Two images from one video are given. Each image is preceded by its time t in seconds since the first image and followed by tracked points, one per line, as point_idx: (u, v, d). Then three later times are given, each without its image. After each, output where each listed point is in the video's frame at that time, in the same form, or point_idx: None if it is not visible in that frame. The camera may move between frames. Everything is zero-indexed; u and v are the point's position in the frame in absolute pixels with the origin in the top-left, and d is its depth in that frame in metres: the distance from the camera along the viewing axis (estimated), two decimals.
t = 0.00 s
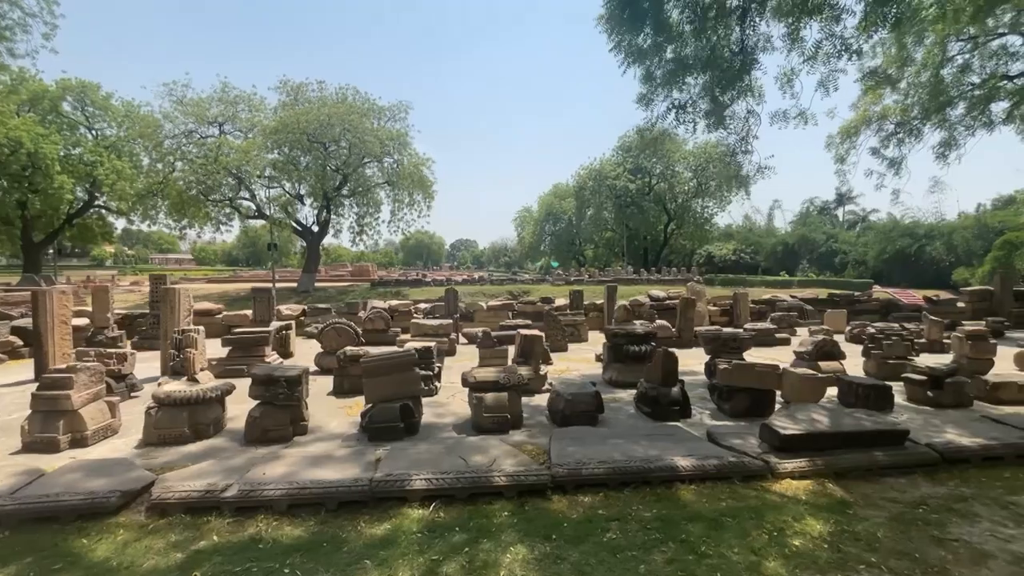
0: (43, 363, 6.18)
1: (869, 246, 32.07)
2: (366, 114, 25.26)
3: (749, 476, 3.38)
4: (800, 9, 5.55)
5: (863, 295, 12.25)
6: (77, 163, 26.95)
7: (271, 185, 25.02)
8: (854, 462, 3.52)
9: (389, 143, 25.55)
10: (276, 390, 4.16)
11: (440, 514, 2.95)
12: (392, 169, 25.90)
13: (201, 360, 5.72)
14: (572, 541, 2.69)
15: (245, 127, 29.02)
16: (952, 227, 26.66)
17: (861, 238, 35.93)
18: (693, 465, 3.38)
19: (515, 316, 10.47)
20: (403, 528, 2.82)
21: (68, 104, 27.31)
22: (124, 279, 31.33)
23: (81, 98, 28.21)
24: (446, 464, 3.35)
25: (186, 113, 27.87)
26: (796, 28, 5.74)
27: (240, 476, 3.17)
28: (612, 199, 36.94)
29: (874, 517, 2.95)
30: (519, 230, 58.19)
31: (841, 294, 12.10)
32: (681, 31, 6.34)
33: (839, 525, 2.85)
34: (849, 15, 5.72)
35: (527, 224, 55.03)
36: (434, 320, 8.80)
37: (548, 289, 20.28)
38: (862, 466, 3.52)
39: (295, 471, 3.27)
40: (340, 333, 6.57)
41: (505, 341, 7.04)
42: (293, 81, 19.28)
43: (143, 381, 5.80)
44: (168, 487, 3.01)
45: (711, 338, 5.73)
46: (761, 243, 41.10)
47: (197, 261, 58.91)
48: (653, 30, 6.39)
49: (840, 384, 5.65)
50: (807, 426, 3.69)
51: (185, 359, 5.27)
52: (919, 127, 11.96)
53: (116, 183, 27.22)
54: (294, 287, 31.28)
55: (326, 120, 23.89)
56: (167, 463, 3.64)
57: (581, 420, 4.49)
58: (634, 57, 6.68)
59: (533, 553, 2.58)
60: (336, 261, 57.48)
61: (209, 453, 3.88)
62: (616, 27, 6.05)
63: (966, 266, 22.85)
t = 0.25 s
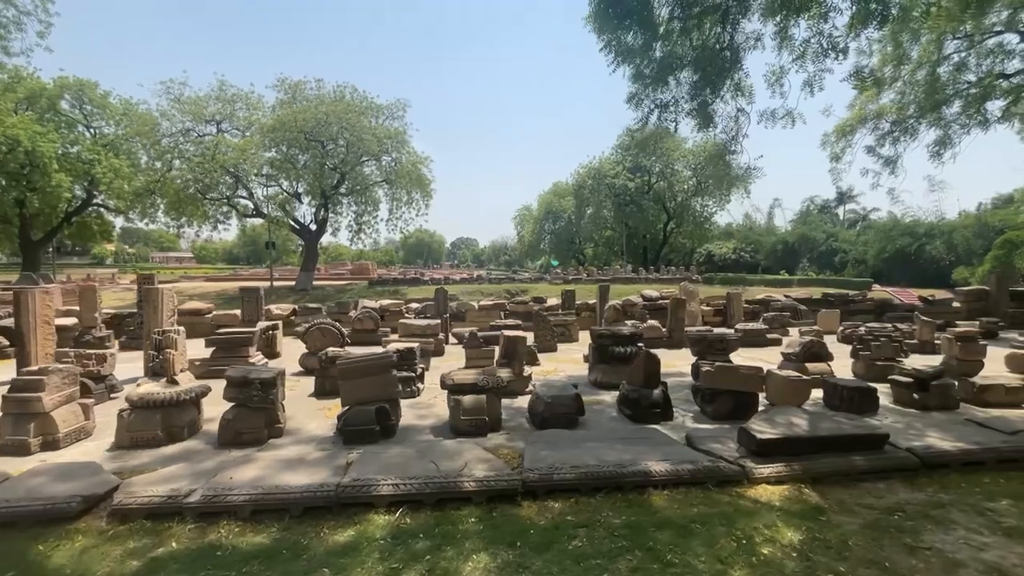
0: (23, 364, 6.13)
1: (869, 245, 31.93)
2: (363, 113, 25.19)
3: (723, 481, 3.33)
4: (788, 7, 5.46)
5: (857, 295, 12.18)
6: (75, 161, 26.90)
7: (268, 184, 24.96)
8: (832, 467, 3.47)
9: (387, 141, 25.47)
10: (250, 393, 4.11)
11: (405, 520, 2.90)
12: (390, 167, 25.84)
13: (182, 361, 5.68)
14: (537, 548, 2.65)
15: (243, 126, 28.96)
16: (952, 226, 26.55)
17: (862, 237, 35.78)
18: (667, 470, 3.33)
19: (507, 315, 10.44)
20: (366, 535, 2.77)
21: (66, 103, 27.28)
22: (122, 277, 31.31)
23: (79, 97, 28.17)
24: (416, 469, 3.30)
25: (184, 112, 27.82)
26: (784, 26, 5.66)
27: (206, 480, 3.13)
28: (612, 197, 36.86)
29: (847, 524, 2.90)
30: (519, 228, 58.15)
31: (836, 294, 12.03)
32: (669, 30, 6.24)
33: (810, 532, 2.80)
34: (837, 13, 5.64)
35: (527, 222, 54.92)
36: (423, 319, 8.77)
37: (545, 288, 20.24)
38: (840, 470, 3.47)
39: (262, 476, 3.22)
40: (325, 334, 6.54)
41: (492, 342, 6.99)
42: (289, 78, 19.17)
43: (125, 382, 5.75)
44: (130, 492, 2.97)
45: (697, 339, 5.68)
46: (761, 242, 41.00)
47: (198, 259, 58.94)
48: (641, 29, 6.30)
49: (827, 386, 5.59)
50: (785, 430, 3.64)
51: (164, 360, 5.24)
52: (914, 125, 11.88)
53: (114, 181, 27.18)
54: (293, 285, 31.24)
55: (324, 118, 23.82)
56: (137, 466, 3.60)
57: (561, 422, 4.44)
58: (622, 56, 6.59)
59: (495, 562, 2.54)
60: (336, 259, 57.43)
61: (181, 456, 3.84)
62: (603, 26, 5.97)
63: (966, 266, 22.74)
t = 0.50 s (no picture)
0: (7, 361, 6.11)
1: (869, 244, 31.83)
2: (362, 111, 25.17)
3: (694, 478, 3.31)
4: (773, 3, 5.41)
5: (851, 293, 12.15)
6: (74, 159, 26.92)
7: (266, 182, 24.94)
8: (806, 464, 3.44)
9: (385, 139, 25.42)
10: (226, 389, 4.09)
11: (370, 516, 2.89)
12: (389, 165, 25.80)
13: (164, 357, 5.67)
14: (498, 545, 2.63)
15: (241, 124, 28.94)
16: (952, 225, 26.46)
17: (862, 235, 35.63)
18: (639, 467, 3.31)
19: (498, 312, 10.44)
20: (328, 531, 2.75)
21: (65, 101, 27.29)
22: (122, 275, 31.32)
23: (78, 95, 28.18)
24: (384, 465, 3.29)
25: (181, 110, 27.81)
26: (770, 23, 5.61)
27: (171, 477, 3.12)
28: (611, 196, 36.80)
29: (815, 522, 2.88)
30: (519, 227, 58.13)
31: (830, 292, 11.99)
32: (656, 26, 6.19)
33: (777, 530, 2.78)
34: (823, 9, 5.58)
35: (527, 221, 54.86)
36: (412, 317, 8.80)
37: (542, 286, 20.20)
38: (814, 468, 3.44)
39: (230, 472, 3.21)
40: (309, 331, 6.58)
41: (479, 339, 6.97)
42: (286, 76, 19.13)
43: (107, 380, 5.74)
44: (95, 488, 2.97)
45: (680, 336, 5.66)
46: (761, 241, 40.87)
47: (199, 257, 59.03)
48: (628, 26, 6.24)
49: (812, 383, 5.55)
50: (758, 428, 3.62)
51: (145, 356, 5.23)
52: (908, 123, 11.85)
53: (113, 179, 27.18)
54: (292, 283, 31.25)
55: (322, 116, 23.79)
56: (108, 463, 3.59)
57: (539, 419, 4.43)
58: (610, 53, 6.54)
59: (455, 558, 2.52)
60: (337, 258, 57.48)
61: (155, 452, 3.83)
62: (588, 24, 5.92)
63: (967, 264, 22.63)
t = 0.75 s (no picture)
0: None
1: (870, 242, 31.73)
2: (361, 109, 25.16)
3: (664, 478, 3.31)
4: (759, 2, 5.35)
5: (845, 292, 12.13)
6: (74, 157, 26.96)
7: (265, 180, 24.95)
8: (778, 464, 3.44)
9: (384, 137, 25.41)
10: (203, 387, 4.10)
11: (335, 514, 2.90)
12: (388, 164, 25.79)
13: (149, 355, 5.68)
14: (460, 544, 2.64)
15: (240, 122, 28.95)
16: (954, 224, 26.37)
17: (864, 234, 35.49)
18: (609, 466, 3.31)
19: (491, 311, 10.45)
20: (292, 529, 2.76)
21: (65, 99, 27.33)
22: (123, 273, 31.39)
23: (78, 93, 28.22)
24: (354, 464, 3.29)
25: (181, 108, 27.82)
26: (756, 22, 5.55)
27: (141, 476, 3.13)
28: (611, 194, 36.74)
29: (780, 522, 2.88)
30: (519, 225, 58.04)
31: (824, 291, 11.97)
32: (642, 25, 6.11)
33: (741, 530, 2.77)
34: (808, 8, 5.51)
35: (528, 219, 54.80)
36: (402, 315, 8.81)
37: (540, 284, 20.20)
38: (786, 467, 3.44)
39: (200, 471, 3.22)
40: (295, 329, 6.59)
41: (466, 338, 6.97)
42: (284, 75, 19.10)
43: (92, 378, 5.76)
44: (63, 486, 2.98)
45: (664, 335, 5.66)
46: (762, 239, 40.73)
47: (201, 255, 59.14)
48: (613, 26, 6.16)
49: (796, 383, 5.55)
50: (732, 427, 3.62)
51: (128, 354, 5.25)
52: (903, 121, 11.81)
53: (113, 177, 27.21)
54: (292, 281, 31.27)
55: (320, 115, 23.79)
56: (83, 460, 3.61)
57: (517, 418, 4.43)
58: (597, 52, 6.46)
59: (415, 557, 2.53)
60: (338, 256, 57.54)
61: (131, 449, 3.85)
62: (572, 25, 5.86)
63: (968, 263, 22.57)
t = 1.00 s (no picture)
0: None
1: (873, 241, 31.52)
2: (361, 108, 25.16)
3: (640, 478, 3.29)
4: None
5: (843, 291, 12.07)
6: (76, 156, 27.05)
7: (266, 179, 24.97)
8: (755, 464, 3.42)
9: (384, 135, 25.38)
10: (183, 385, 4.10)
11: (305, 513, 2.89)
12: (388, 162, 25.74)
13: (135, 353, 5.68)
14: (427, 544, 2.62)
15: (240, 120, 28.98)
16: (957, 222, 26.21)
17: (867, 233, 35.29)
18: (584, 466, 3.30)
19: (485, 309, 10.45)
20: (261, 528, 2.76)
21: (67, 97, 27.44)
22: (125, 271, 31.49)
23: (80, 91, 28.31)
24: (328, 463, 3.29)
25: (181, 107, 27.86)
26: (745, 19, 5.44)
27: (114, 475, 3.13)
28: (612, 192, 36.67)
29: (752, 523, 2.85)
30: (521, 224, 58.01)
31: (820, 290, 11.90)
32: (631, 23, 6.03)
33: (711, 530, 2.75)
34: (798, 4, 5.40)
35: (529, 218, 54.68)
36: (394, 314, 8.80)
37: (539, 283, 20.18)
38: (764, 468, 3.41)
39: (174, 469, 3.22)
40: (284, 327, 6.59)
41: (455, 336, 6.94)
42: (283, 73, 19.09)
43: (80, 376, 5.76)
44: (36, 483, 2.98)
45: (651, 334, 5.63)
46: (764, 238, 40.53)
47: (204, 253, 59.35)
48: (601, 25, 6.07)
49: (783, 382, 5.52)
50: (710, 427, 3.59)
51: (114, 352, 5.25)
52: (901, 120, 11.72)
53: (115, 175, 27.28)
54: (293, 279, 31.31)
55: (320, 113, 23.78)
56: (61, 458, 3.61)
57: (499, 418, 4.41)
58: (587, 51, 6.36)
59: (381, 557, 2.51)
60: (340, 254, 57.59)
61: (110, 446, 3.85)
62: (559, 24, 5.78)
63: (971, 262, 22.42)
